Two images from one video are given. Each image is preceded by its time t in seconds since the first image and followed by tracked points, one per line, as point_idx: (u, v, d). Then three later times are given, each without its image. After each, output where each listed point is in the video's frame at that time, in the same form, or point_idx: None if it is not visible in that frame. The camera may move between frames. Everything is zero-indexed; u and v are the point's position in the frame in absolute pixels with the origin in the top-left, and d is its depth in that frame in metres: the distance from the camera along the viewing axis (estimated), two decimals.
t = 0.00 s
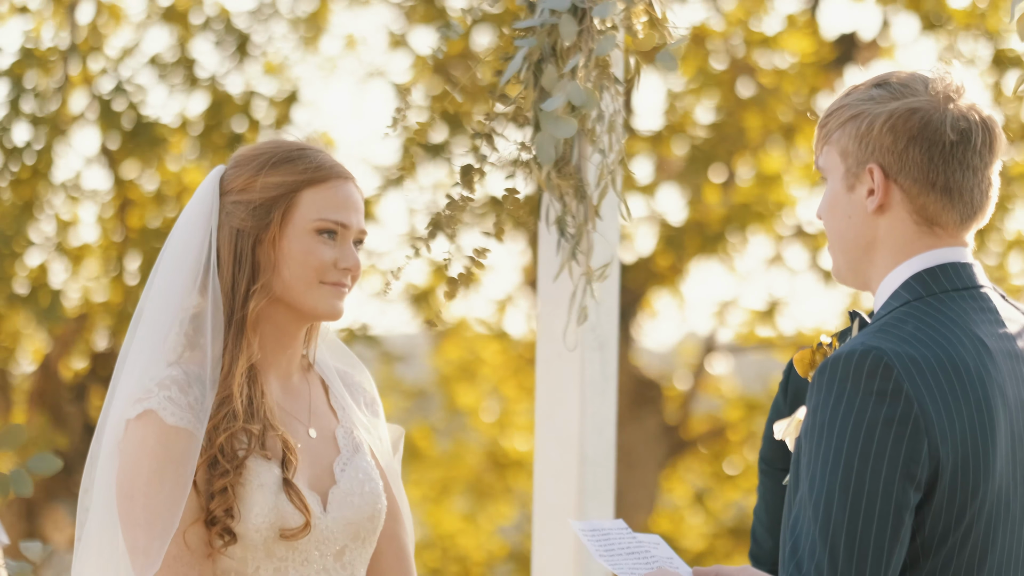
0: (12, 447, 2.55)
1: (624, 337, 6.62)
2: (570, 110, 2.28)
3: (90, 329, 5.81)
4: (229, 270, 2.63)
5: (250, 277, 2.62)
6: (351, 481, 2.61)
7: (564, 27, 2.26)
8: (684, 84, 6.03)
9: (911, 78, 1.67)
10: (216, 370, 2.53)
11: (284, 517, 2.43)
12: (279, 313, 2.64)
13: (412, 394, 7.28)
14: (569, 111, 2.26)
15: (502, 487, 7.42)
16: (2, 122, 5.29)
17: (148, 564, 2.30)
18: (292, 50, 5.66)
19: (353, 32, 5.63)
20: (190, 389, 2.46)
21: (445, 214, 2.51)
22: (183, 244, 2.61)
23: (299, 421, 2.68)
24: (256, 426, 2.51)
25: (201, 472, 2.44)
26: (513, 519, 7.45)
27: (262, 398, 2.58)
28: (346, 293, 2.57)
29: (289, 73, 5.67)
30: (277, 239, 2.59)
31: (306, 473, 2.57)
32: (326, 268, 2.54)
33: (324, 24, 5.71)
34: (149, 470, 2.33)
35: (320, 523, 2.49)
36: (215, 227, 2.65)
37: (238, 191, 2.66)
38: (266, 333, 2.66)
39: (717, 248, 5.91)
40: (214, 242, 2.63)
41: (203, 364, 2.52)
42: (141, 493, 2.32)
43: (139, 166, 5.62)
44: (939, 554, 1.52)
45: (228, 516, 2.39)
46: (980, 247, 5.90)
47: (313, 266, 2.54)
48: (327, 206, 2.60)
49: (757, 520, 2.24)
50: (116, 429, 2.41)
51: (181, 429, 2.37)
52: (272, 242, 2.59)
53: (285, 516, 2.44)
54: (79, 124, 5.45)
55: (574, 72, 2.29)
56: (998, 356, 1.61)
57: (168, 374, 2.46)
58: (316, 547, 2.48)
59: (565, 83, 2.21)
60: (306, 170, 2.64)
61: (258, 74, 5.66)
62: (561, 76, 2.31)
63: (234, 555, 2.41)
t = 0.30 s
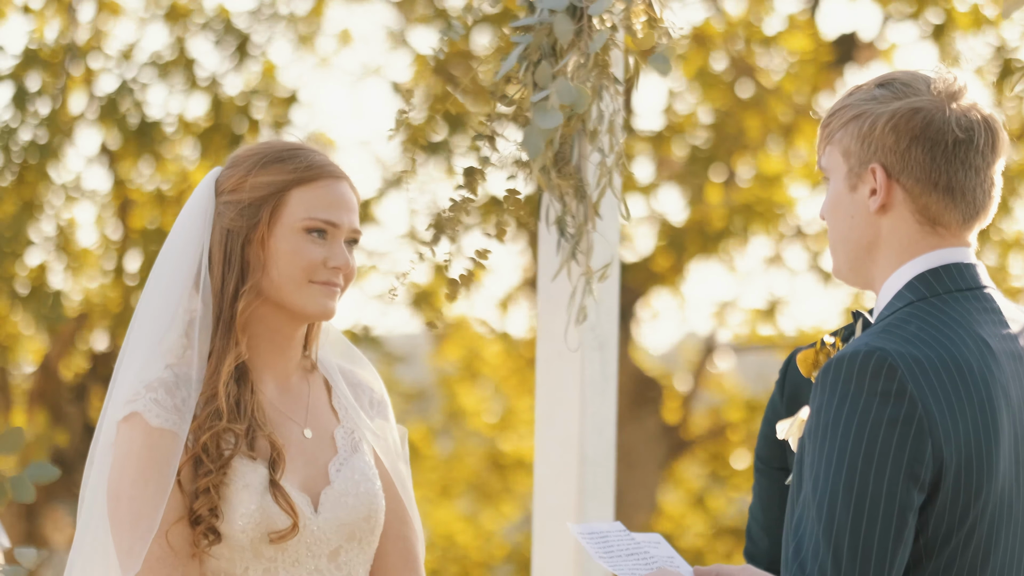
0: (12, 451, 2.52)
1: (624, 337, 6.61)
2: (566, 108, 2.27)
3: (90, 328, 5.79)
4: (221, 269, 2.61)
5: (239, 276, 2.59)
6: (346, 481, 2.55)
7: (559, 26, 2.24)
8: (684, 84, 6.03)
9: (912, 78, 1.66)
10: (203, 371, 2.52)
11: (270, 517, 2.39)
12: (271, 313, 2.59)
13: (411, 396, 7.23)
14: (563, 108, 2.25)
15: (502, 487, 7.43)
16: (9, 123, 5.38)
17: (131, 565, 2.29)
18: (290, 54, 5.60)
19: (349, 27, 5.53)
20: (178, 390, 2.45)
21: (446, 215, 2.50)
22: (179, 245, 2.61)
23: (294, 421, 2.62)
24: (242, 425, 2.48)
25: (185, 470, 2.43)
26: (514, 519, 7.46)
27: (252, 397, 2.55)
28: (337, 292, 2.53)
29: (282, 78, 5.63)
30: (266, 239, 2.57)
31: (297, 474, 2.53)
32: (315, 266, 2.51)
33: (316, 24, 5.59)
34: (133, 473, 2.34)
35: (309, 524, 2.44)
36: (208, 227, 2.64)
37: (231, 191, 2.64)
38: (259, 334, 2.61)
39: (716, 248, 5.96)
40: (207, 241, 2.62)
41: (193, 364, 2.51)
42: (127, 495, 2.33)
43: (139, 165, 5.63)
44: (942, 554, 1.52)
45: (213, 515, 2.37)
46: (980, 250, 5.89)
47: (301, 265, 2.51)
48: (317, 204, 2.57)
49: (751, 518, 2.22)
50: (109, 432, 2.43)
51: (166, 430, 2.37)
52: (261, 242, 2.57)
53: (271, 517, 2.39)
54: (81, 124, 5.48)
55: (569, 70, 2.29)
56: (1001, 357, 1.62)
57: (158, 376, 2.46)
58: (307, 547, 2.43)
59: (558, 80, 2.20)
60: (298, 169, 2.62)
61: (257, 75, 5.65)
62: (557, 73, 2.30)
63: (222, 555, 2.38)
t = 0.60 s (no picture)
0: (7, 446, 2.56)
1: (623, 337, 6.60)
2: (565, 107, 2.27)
3: (90, 328, 5.78)
4: (219, 269, 2.61)
5: (238, 273, 2.59)
6: (346, 481, 2.55)
7: (558, 24, 2.24)
8: (684, 84, 6.02)
9: (916, 77, 1.66)
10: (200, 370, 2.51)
11: (268, 517, 2.39)
12: (270, 313, 2.59)
13: (413, 393, 7.20)
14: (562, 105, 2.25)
15: (503, 487, 7.43)
16: (6, 123, 5.39)
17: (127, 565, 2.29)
18: (293, 48, 5.62)
19: (359, 24, 5.57)
20: (175, 391, 2.45)
21: (445, 216, 2.50)
22: (180, 245, 2.61)
23: (293, 421, 2.61)
24: (240, 424, 2.48)
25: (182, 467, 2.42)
26: (514, 518, 7.47)
27: (251, 396, 2.55)
28: (335, 292, 2.53)
29: (286, 67, 5.64)
30: (264, 237, 2.56)
31: (296, 473, 2.53)
32: (312, 265, 2.50)
33: (326, 19, 5.61)
34: (128, 473, 2.33)
35: (308, 524, 2.43)
36: (207, 226, 2.63)
37: (231, 189, 2.64)
38: (257, 333, 2.61)
39: (717, 248, 5.95)
40: (207, 239, 2.62)
41: (190, 363, 2.50)
42: (123, 494, 2.32)
43: (140, 166, 5.63)
44: (944, 555, 1.52)
45: (209, 514, 2.36)
46: (980, 250, 5.89)
47: (300, 263, 2.50)
48: (316, 203, 2.57)
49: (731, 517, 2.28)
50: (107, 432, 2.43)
51: (163, 431, 2.36)
52: (259, 240, 2.57)
53: (269, 516, 2.39)
54: (78, 124, 5.46)
55: (571, 69, 2.29)
56: (1003, 357, 1.62)
57: (155, 377, 2.45)
58: (307, 547, 2.43)
59: (558, 78, 2.21)
60: (298, 168, 2.61)
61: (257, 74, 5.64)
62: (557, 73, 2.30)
63: (220, 555, 2.38)
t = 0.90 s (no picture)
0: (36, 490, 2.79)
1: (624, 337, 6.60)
2: (564, 111, 2.27)
3: (90, 329, 5.76)
4: (221, 265, 2.60)
5: (240, 269, 2.58)
6: (347, 481, 2.55)
7: (559, 27, 2.24)
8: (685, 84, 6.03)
9: (916, 77, 1.66)
10: (200, 372, 2.51)
11: (272, 516, 2.39)
12: (270, 313, 2.59)
13: (414, 395, 7.29)
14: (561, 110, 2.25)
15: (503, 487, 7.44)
16: (11, 124, 5.39)
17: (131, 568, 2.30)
18: (295, 51, 5.60)
19: (364, 30, 5.61)
20: (175, 394, 2.44)
21: (446, 216, 2.50)
22: (184, 242, 2.61)
23: (293, 422, 2.61)
24: (244, 423, 2.48)
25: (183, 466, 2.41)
26: (513, 518, 7.48)
27: (252, 396, 2.54)
28: (334, 293, 2.53)
29: (285, 73, 5.63)
30: (266, 235, 2.56)
31: (297, 473, 2.53)
32: (312, 266, 2.50)
33: (333, 26, 5.63)
34: (129, 476, 2.33)
35: (311, 524, 2.43)
36: (210, 223, 2.63)
37: (236, 186, 2.64)
38: (257, 333, 2.61)
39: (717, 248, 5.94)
40: (210, 237, 2.61)
41: (189, 366, 2.50)
42: (125, 497, 2.32)
43: (140, 165, 5.63)
44: (944, 555, 1.52)
45: (212, 512, 2.36)
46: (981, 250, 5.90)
47: (301, 263, 2.50)
48: (319, 204, 2.57)
49: (708, 513, 2.39)
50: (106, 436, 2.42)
51: (165, 433, 2.36)
52: (260, 239, 2.56)
53: (273, 515, 2.39)
54: (80, 124, 5.48)
55: (569, 73, 2.29)
56: (1003, 357, 1.62)
57: (155, 379, 2.45)
58: (308, 548, 2.43)
59: (557, 84, 2.21)
60: (302, 168, 2.62)
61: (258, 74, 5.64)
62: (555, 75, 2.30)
63: (222, 555, 2.38)
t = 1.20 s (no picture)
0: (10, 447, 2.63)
1: (624, 338, 6.61)
2: (567, 112, 2.29)
3: (90, 328, 5.77)
4: (226, 258, 2.59)
5: (245, 263, 2.58)
6: (344, 481, 2.56)
7: (561, 27, 2.26)
8: (684, 84, 6.04)
9: (913, 77, 1.67)
10: (200, 372, 2.51)
11: (270, 515, 2.39)
12: (269, 313, 2.59)
13: (413, 394, 7.30)
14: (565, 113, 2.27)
15: (503, 488, 7.43)
16: (9, 123, 5.41)
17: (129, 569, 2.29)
18: (294, 53, 5.62)
19: (363, 33, 5.64)
20: (174, 396, 2.44)
21: (446, 216, 2.51)
22: (191, 237, 2.62)
23: (290, 422, 2.61)
24: (245, 418, 2.49)
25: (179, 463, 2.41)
26: (514, 518, 7.47)
27: (251, 395, 2.55)
28: (332, 294, 2.53)
29: (285, 76, 5.66)
30: (270, 232, 2.56)
31: (295, 472, 2.53)
32: (313, 266, 2.50)
33: (328, 28, 5.67)
34: (127, 478, 2.32)
35: (308, 524, 2.44)
36: (218, 216, 2.63)
37: (245, 182, 2.65)
38: (257, 333, 2.61)
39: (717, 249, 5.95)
40: (213, 235, 2.62)
41: (188, 367, 2.51)
42: (122, 498, 2.31)
43: (141, 165, 5.64)
44: (939, 555, 1.52)
45: (207, 506, 2.36)
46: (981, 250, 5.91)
47: (301, 262, 2.50)
48: (326, 205, 2.58)
49: (700, 515, 2.40)
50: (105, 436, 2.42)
51: (163, 434, 2.36)
52: (262, 238, 2.56)
53: (270, 515, 2.39)
54: (81, 124, 5.49)
55: (572, 73, 2.30)
56: (999, 358, 1.62)
57: (153, 379, 2.45)
58: (306, 548, 2.43)
59: (564, 85, 2.23)
60: (311, 170, 2.63)
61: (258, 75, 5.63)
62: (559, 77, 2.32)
63: (220, 555, 2.37)
